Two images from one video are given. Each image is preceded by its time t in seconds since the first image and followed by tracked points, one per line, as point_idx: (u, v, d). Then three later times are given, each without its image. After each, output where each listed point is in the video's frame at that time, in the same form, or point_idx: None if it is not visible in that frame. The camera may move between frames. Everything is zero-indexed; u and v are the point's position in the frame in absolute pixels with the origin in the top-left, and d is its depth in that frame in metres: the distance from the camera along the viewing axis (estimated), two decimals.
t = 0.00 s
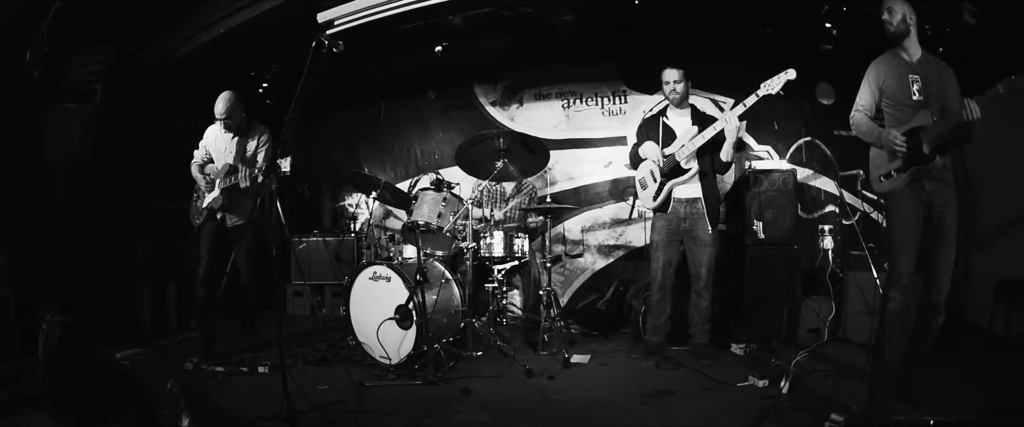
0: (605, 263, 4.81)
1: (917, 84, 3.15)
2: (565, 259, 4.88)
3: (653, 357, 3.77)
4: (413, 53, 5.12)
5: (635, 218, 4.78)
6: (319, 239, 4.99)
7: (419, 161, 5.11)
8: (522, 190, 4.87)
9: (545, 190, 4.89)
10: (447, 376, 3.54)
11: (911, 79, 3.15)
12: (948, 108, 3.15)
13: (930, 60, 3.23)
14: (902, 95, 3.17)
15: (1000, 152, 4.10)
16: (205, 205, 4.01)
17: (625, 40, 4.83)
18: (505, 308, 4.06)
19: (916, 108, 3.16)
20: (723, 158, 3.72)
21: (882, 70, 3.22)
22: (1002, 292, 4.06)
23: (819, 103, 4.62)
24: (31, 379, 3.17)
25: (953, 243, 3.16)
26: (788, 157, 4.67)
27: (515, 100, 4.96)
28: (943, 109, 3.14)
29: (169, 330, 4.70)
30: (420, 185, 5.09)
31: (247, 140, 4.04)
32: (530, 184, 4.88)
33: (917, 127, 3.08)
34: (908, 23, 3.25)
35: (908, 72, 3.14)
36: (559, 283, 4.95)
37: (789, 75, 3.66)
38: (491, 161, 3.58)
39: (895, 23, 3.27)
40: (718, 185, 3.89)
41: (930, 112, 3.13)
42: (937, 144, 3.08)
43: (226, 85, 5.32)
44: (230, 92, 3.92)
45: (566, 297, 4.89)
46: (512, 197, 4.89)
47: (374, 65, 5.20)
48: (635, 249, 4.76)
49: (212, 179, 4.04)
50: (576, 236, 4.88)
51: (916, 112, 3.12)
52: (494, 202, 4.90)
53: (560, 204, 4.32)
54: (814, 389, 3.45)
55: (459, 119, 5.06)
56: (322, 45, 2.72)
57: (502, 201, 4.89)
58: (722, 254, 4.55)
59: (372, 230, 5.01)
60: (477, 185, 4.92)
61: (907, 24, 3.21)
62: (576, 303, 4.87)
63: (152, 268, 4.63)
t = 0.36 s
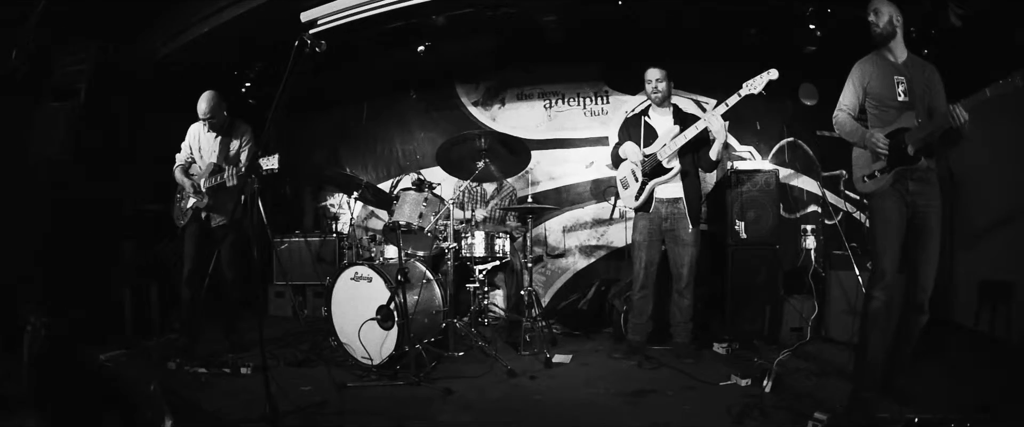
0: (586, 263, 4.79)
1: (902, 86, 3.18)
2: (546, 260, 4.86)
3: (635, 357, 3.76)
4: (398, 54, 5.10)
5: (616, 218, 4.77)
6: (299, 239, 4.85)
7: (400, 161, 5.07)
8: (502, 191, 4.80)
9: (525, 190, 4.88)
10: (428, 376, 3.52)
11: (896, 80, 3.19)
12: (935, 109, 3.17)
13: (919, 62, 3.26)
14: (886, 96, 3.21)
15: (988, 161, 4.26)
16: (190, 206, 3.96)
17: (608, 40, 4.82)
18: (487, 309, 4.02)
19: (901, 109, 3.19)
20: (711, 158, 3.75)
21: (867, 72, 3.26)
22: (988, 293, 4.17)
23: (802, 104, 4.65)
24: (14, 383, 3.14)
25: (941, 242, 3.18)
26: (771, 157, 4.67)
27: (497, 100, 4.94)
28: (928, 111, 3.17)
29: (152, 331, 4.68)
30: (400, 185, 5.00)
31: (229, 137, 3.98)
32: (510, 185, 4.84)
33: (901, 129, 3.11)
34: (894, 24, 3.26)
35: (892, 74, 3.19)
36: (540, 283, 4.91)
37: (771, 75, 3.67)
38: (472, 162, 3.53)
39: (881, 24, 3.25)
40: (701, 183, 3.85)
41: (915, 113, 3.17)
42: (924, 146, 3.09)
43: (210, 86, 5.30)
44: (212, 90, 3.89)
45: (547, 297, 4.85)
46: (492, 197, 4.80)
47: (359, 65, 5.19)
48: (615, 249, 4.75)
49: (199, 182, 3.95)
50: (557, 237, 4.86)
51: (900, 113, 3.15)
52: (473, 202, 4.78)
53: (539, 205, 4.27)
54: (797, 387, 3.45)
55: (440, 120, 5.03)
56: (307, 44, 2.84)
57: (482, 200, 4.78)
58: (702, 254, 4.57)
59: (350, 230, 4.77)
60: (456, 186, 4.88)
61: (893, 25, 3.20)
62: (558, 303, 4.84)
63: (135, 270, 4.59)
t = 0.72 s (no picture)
0: (570, 263, 4.80)
1: (888, 87, 3.22)
2: (529, 260, 4.85)
3: (618, 357, 3.76)
4: (382, 54, 5.07)
5: (598, 218, 4.78)
6: (282, 240, 4.87)
7: (383, 161, 5.05)
8: (486, 191, 4.78)
9: (508, 190, 4.87)
10: (411, 377, 3.51)
11: (881, 82, 3.24)
12: (919, 111, 3.22)
13: (904, 64, 3.30)
14: (872, 97, 3.25)
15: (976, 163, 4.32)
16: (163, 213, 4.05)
17: (591, 40, 4.82)
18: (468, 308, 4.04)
19: (886, 110, 3.24)
20: (691, 158, 3.76)
21: (853, 73, 3.30)
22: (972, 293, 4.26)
23: (786, 104, 4.69)
24: None
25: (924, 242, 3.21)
26: (754, 157, 4.69)
27: (480, 100, 4.94)
28: (912, 111, 3.22)
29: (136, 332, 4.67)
30: (384, 186, 5.05)
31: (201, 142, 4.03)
32: (493, 186, 4.83)
33: (886, 129, 3.16)
34: (881, 27, 3.33)
35: (878, 75, 3.23)
36: (522, 283, 4.92)
37: (755, 77, 3.67)
38: (455, 162, 3.54)
39: (868, 25, 3.35)
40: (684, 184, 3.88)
41: (900, 114, 3.21)
42: (908, 147, 3.13)
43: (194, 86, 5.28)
44: (179, 95, 3.90)
45: (529, 297, 4.86)
46: (476, 197, 4.79)
47: (344, 66, 5.16)
48: (598, 249, 4.76)
49: (172, 189, 4.04)
50: (539, 236, 4.85)
51: (886, 114, 3.19)
52: (457, 203, 4.80)
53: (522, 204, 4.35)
54: (780, 386, 3.45)
55: (423, 120, 5.02)
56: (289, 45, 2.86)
57: (465, 201, 4.79)
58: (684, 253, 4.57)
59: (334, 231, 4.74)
60: (440, 185, 4.89)
61: (881, 28, 3.33)
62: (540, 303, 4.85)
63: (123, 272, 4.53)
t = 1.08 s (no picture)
0: (552, 263, 4.78)
1: (873, 87, 3.21)
2: (512, 260, 4.83)
3: (601, 356, 3.76)
4: (367, 54, 5.05)
5: (581, 218, 4.78)
6: (265, 240, 4.74)
7: (366, 161, 5.03)
8: (467, 191, 4.84)
9: (491, 190, 4.86)
10: (395, 377, 3.50)
11: (867, 82, 3.22)
12: (905, 111, 3.21)
13: (890, 64, 3.29)
14: (858, 97, 3.24)
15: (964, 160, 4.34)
16: (142, 214, 4.03)
17: (575, 40, 4.81)
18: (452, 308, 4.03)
19: (871, 110, 3.23)
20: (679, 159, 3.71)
21: (839, 73, 3.29)
22: (956, 293, 4.37)
23: (770, 105, 4.69)
24: None
25: (909, 242, 3.21)
26: (737, 158, 4.69)
27: (464, 100, 4.93)
28: (898, 111, 3.21)
29: (121, 332, 4.65)
30: (367, 186, 5.02)
31: (182, 143, 4.02)
32: (476, 185, 4.83)
33: (871, 130, 3.15)
34: (868, 28, 3.28)
35: (863, 75, 3.21)
36: (505, 283, 4.89)
37: (739, 78, 3.71)
38: (439, 162, 3.49)
39: (855, 26, 3.29)
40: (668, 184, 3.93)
41: (885, 115, 3.20)
42: (894, 147, 3.13)
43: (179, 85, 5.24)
44: (163, 93, 4.02)
45: (512, 297, 4.83)
46: (458, 197, 4.85)
47: (328, 66, 5.14)
48: (581, 249, 4.76)
49: (151, 189, 4.00)
50: (522, 237, 4.84)
51: (870, 114, 3.19)
52: (440, 203, 4.85)
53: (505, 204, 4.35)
54: (763, 385, 3.46)
55: (407, 119, 5.00)
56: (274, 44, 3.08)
57: (449, 201, 4.84)
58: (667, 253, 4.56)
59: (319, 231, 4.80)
60: (423, 186, 4.88)
61: (868, 28, 3.26)
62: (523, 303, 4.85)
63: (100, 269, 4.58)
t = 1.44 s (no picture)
0: (536, 263, 4.80)
1: (860, 87, 3.19)
2: (496, 260, 4.84)
3: (586, 356, 3.77)
4: (353, 54, 5.04)
5: (564, 219, 4.80)
6: (249, 240, 4.73)
7: (351, 161, 5.03)
8: (454, 190, 4.85)
9: (476, 190, 4.86)
10: (380, 377, 3.49)
11: (854, 81, 3.20)
12: (893, 110, 3.19)
13: (877, 64, 3.27)
14: (844, 97, 3.21)
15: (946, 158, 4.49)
16: (129, 216, 3.96)
17: (560, 40, 4.82)
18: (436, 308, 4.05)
19: (858, 110, 3.20)
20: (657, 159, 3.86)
21: (825, 73, 3.26)
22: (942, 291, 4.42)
23: (756, 105, 4.70)
24: None
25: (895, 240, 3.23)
26: (722, 159, 4.72)
27: (449, 100, 4.93)
28: (886, 111, 3.18)
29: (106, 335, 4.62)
30: (351, 186, 5.01)
31: (170, 148, 4.02)
32: (461, 184, 4.85)
33: (858, 128, 3.12)
34: (854, 28, 3.27)
35: (850, 74, 3.19)
36: (490, 283, 4.88)
37: (724, 83, 3.96)
38: (423, 162, 3.50)
39: (841, 26, 3.27)
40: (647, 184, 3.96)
41: (872, 114, 3.18)
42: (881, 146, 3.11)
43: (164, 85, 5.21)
44: (152, 94, 3.94)
45: (497, 297, 4.83)
46: (443, 197, 4.85)
47: (314, 66, 5.12)
48: (564, 249, 4.78)
49: (137, 192, 3.99)
50: (506, 236, 4.85)
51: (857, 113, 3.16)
52: (425, 203, 4.84)
53: (489, 204, 4.35)
54: (749, 384, 3.47)
55: (392, 120, 4.99)
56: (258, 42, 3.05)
57: (434, 201, 4.84)
58: (651, 253, 4.58)
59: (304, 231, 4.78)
60: (407, 186, 4.88)
61: (855, 28, 3.26)
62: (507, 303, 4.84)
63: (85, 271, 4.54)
